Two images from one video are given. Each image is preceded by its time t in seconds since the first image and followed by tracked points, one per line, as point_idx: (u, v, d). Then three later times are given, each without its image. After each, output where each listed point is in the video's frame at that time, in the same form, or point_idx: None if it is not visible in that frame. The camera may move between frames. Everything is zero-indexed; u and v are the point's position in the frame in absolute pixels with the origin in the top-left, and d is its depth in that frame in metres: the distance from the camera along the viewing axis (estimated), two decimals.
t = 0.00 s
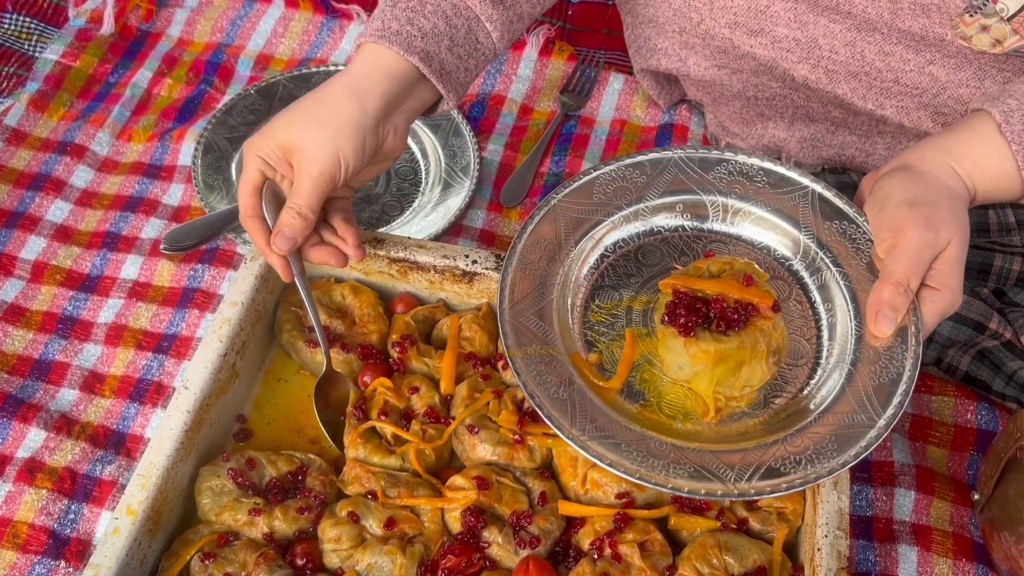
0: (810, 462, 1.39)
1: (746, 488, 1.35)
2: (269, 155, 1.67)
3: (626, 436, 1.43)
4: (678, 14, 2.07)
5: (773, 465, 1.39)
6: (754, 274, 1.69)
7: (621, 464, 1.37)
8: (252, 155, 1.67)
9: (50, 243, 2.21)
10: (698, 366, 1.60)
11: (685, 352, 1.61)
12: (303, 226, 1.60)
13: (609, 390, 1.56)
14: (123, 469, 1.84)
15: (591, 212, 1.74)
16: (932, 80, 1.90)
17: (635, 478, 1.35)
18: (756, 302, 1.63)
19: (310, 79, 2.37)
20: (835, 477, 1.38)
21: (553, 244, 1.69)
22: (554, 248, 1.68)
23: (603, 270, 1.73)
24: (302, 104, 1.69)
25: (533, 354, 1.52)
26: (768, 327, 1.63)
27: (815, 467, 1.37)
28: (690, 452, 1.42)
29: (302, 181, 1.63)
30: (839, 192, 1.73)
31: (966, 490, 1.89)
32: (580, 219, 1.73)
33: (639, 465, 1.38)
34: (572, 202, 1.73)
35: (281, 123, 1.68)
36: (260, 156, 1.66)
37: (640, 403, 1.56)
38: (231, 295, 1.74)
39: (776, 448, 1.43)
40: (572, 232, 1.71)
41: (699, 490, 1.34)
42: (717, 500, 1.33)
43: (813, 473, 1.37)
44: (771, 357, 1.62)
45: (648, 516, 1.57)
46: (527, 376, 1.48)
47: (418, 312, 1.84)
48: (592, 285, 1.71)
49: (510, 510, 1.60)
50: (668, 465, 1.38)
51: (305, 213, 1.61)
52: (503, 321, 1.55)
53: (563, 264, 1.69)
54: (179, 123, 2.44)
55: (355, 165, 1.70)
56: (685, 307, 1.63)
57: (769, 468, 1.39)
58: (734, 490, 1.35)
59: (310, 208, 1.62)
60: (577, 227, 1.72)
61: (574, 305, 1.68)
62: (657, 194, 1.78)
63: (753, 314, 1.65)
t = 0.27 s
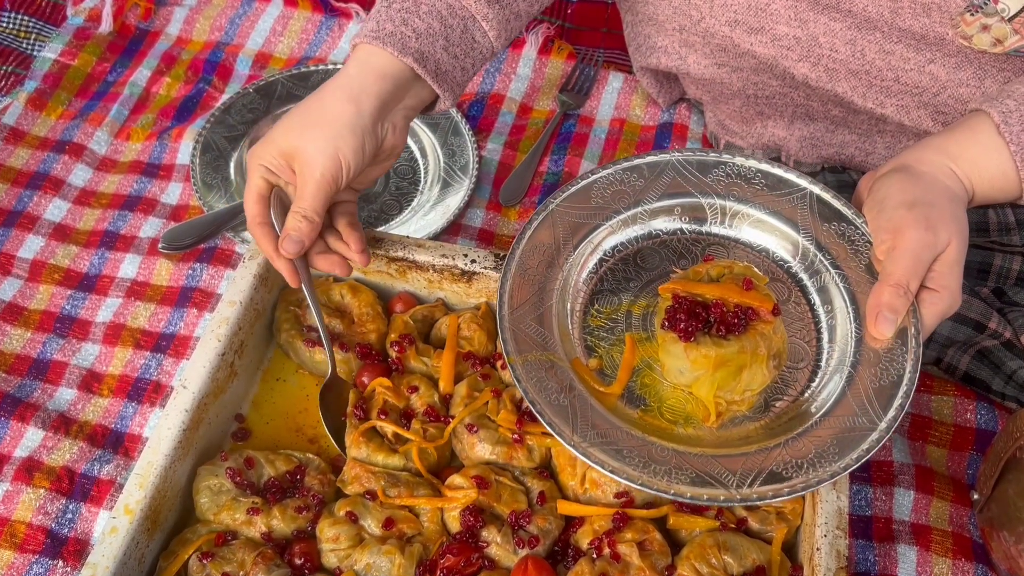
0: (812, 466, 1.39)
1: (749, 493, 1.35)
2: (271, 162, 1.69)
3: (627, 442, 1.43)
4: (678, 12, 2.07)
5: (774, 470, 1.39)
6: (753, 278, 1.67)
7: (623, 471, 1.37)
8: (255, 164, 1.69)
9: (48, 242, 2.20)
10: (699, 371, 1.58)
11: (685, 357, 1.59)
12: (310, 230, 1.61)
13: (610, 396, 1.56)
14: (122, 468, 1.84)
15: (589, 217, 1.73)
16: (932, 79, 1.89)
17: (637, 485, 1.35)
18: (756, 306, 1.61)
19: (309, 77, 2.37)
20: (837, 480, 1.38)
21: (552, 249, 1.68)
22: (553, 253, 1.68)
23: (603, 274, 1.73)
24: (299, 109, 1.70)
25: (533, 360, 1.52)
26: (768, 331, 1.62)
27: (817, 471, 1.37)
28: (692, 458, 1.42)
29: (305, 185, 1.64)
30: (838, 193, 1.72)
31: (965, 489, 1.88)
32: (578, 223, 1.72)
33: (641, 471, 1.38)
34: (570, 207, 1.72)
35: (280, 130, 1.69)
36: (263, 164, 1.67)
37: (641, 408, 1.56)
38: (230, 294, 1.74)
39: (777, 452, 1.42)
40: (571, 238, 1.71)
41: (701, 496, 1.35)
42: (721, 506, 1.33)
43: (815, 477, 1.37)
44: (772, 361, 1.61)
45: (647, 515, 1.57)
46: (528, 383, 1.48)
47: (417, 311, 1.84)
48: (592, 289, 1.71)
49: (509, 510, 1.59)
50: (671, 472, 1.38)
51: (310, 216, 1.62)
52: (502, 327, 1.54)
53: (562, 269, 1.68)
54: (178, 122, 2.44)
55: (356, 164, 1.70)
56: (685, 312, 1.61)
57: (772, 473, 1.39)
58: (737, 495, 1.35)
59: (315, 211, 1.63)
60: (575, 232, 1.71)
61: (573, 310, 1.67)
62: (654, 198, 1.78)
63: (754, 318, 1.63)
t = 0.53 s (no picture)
0: (822, 472, 1.38)
1: (759, 500, 1.35)
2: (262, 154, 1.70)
3: (634, 449, 1.43)
4: (679, 9, 2.06)
5: (783, 475, 1.39)
6: (758, 281, 1.65)
7: (632, 480, 1.36)
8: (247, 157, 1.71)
9: (47, 240, 2.20)
10: (706, 377, 1.56)
11: (692, 363, 1.57)
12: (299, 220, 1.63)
13: (615, 402, 1.55)
14: (121, 467, 1.83)
15: (589, 221, 1.73)
16: (933, 78, 1.89)
17: (646, 494, 1.35)
18: (761, 310, 1.59)
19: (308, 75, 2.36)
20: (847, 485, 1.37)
21: (553, 254, 1.67)
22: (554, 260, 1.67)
23: (605, 279, 1.72)
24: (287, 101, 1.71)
25: (537, 369, 1.51)
26: (775, 335, 1.59)
27: (828, 476, 1.37)
28: (699, 464, 1.41)
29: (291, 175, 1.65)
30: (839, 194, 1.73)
31: (966, 488, 1.88)
32: (578, 228, 1.71)
33: (649, 480, 1.37)
34: (569, 212, 1.71)
35: (270, 122, 1.70)
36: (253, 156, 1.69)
37: (647, 414, 1.56)
38: (229, 292, 1.73)
39: (783, 458, 1.42)
40: (571, 243, 1.70)
41: (711, 504, 1.34)
42: (732, 513, 1.33)
43: (825, 482, 1.36)
44: (779, 366, 1.59)
45: (647, 514, 1.56)
46: (533, 391, 1.47)
47: (417, 308, 1.84)
48: (594, 295, 1.71)
49: (509, 509, 1.59)
50: (679, 479, 1.38)
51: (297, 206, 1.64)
52: (505, 335, 1.54)
53: (564, 274, 1.68)
54: (177, 120, 2.44)
55: (345, 152, 1.71)
56: (690, 317, 1.60)
57: (781, 479, 1.38)
58: (747, 502, 1.35)
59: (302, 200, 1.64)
60: (575, 237, 1.71)
61: (576, 316, 1.67)
62: (656, 201, 1.77)
63: (760, 323, 1.61)
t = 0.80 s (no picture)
0: (818, 468, 1.38)
1: (755, 497, 1.35)
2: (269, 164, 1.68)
3: (630, 445, 1.43)
4: (680, 8, 2.06)
5: (780, 472, 1.39)
6: (755, 278, 1.67)
7: (628, 475, 1.36)
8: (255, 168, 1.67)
9: (48, 239, 2.20)
10: (702, 374, 1.57)
11: (688, 360, 1.58)
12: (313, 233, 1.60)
13: (612, 399, 1.55)
14: (121, 466, 1.83)
15: (587, 217, 1.72)
16: (934, 77, 1.89)
17: (642, 490, 1.34)
18: (759, 307, 1.60)
19: (309, 74, 2.36)
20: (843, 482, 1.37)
21: (551, 251, 1.67)
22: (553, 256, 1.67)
23: (604, 275, 1.72)
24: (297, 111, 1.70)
25: (535, 364, 1.51)
26: (772, 332, 1.60)
27: (823, 473, 1.37)
28: (696, 461, 1.41)
29: (304, 186, 1.64)
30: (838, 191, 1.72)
31: (966, 488, 1.88)
32: (577, 224, 1.71)
33: (645, 475, 1.37)
34: (567, 209, 1.71)
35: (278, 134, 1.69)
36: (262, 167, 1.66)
37: (644, 411, 1.56)
38: (230, 291, 1.73)
39: (780, 456, 1.42)
40: (570, 240, 1.70)
41: (707, 500, 1.34)
42: (727, 509, 1.33)
43: (821, 479, 1.36)
44: (776, 362, 1.60)
45: (648, 513, 1.56)
46: (530, 387, 1.47)
47: (417, 308, 1.84)
48: (591, 291, 1.71)
49: (510, 508, 1.59)
50: (675, 476, 1.38)
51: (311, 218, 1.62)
52: (503, 330, 1.53)
53: (562, 270, 1.68)
54: (177, 119, 2.44)
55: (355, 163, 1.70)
56: (687, 314, 1.60)
57: (777, 475, 1.38)
58: (743, 498, 1.35)
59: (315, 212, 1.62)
60: (574, 233, 1.71)
61: (573, 313, 1.67)
62: (654, 198, 1.77)
63: (757, 319, 1.62)
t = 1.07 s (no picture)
0: (816, 464, 1.39)
1: (753, 492, 1.35)
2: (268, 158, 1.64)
3: (630, 441, 1.43)
4: (681, 7, 2.06)
5: (779, 467, 1.39)
6: (755, 275, 1.67)
7: (627, 471, 1.37)
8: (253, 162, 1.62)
9: (50, 237, 2.20)
10: (701, 369, 1.58)
11: (688, 355, 1.59)
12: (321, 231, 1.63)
13: (612, 394, 1.56)
14: (124, 463, 1.84)
15: (588, 214, 1.72)
16: (935, 76, 1.89)
17: (640, 484, 1.35)
18: (758, 304, 1.60)
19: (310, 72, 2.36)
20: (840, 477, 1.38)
21: (552, 247, 1.67)
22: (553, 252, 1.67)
23: (605, 271, 1.73)
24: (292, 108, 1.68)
25: (535, 360, 1.52)
26: (771, 329, 1.61)
27: (821, 468, 1.38)
28: (696, 456, 1.42)
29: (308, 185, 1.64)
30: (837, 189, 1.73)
31: (966, 485, 1.89)
32: (577, 221, 1.71)
33: (644, 470, 1.38)
34: (568, 205, 1.71)
35: (273, 130, 1.66)
36: (262, 163, 1.62)
37: (643, 406, 1.56)
38: (231, 289, 1.74)
39: (778, 452, 1.42)
40: (570, 236, 1.70)
41: (705, 494, 1.35)
42: (725, 504, 1.34)
43: (819, 474, 1.37)
44: (775, 358, 1.60)
45: (649, 510, 1.57)
46: (530, 382, 1.47)
47: (419, 306, 1.84)
48: (591, 287, 1.71)
49: (512, 505, 1.60)
50: (674, 471, 1.38)
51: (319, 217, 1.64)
52: (503, 326, 1.54)
53: (562, 266, 1.68)
54: (179, 117, 2.44)
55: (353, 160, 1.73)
56: (687, 310, 1.60)
57: (775, 471, 1.39)
58: (741, 493, 1.35)
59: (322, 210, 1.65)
60: (575, 229, 1.71)
61: (573, 309, 1.67)
62: (654, 195, 1.77)
63: (756, 316, 1.62)
